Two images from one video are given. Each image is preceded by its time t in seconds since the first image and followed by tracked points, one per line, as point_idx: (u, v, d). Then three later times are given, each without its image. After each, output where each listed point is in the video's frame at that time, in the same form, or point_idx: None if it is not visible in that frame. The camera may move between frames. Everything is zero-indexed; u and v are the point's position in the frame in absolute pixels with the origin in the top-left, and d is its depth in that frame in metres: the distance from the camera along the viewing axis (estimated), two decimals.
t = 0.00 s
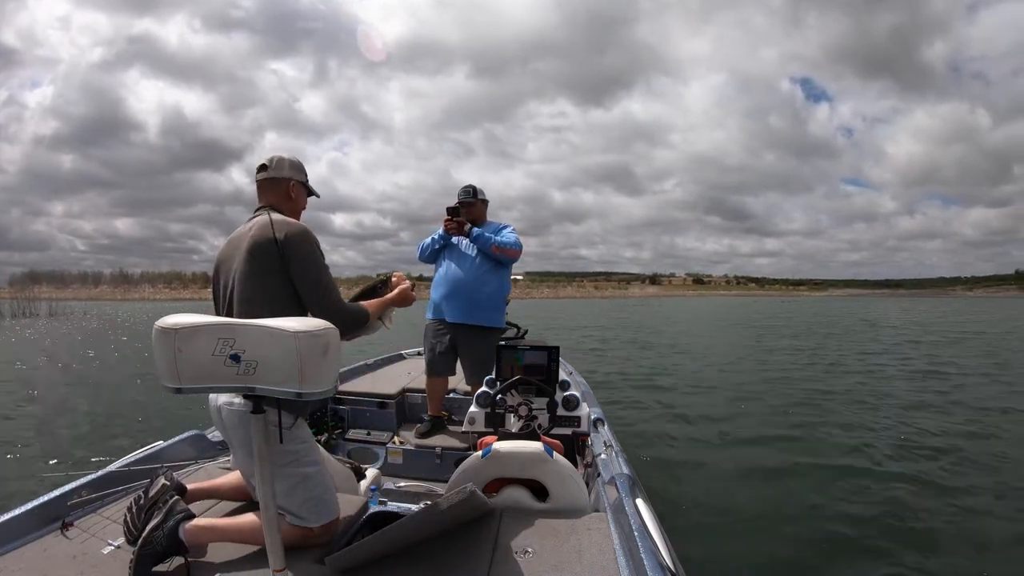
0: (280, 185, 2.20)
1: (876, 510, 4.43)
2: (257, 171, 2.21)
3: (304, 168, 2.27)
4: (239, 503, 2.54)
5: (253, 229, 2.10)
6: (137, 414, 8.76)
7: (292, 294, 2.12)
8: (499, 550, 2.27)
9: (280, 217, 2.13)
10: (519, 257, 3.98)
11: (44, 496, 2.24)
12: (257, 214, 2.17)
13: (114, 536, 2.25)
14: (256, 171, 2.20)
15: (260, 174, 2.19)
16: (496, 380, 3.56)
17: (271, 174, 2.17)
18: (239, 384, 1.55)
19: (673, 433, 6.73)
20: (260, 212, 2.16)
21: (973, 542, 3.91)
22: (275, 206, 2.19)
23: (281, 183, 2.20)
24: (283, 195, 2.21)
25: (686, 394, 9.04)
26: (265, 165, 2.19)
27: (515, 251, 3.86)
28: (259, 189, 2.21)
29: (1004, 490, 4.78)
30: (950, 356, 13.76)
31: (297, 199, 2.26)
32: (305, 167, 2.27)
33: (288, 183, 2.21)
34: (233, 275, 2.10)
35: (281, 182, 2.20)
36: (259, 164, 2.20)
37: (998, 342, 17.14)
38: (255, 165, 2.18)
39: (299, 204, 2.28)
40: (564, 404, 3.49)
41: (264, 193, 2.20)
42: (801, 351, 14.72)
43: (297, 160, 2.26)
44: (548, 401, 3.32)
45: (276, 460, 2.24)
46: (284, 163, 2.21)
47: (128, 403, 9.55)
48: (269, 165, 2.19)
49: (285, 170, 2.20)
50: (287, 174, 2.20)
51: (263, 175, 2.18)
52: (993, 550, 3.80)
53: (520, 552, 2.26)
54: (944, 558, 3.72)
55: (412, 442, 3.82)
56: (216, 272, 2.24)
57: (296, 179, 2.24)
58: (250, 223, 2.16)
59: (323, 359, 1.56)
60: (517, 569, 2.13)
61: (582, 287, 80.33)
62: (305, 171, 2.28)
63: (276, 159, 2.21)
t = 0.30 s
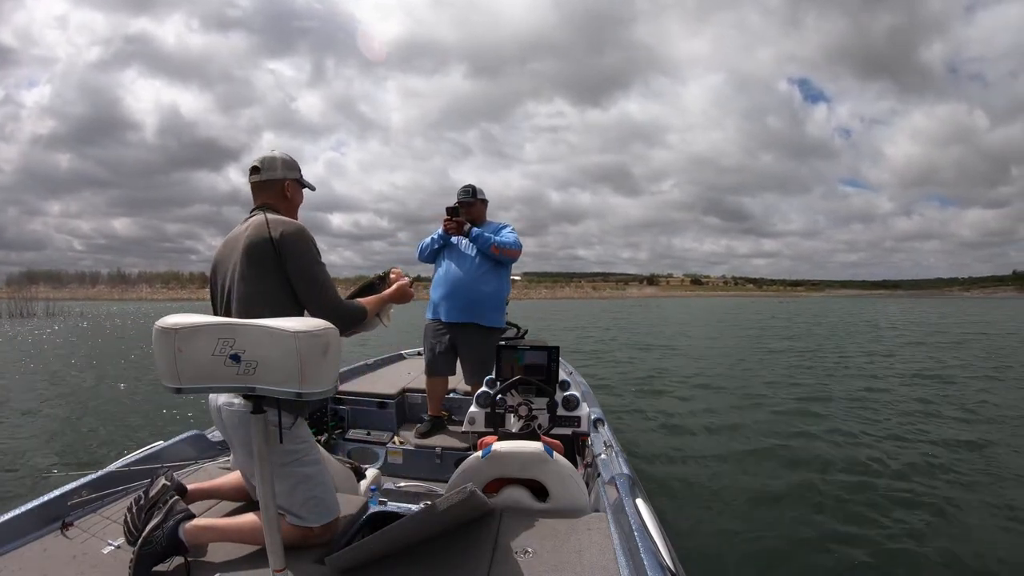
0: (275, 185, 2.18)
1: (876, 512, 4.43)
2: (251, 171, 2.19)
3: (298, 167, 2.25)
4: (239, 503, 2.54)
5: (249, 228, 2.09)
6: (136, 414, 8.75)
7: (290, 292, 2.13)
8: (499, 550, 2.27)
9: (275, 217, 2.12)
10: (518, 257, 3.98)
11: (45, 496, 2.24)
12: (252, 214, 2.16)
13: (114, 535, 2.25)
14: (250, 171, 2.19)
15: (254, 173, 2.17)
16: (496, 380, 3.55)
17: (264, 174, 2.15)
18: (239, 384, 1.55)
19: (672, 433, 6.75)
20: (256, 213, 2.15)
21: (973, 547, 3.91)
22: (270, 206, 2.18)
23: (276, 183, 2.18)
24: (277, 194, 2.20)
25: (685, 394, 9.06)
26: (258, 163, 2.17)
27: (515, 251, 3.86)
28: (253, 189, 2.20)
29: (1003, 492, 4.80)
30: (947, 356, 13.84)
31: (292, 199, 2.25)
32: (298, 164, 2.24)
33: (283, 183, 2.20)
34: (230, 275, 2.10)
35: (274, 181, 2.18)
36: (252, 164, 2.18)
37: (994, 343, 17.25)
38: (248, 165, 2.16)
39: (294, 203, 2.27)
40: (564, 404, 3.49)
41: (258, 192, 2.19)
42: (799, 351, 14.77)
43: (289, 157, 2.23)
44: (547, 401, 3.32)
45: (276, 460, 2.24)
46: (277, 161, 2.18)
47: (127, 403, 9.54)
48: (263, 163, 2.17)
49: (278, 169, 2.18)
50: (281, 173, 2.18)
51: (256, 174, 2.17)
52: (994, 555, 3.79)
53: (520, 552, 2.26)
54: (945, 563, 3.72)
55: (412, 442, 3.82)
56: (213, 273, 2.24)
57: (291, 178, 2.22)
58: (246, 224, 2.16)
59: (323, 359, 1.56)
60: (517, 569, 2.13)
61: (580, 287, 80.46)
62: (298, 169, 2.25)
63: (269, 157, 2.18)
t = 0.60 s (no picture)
0: (272, 184, 2.17)
1: (876, 514, 4.43)
2: (247, 170, 2.18)
3: (295, 165, 2.24)
4: (239, 503, 2.53)
5: (246, 228, 2.09)
6: (135, 414, 8.73)
7: (289, 289, 2.13)
8: (499, 550, 2.27)
9: (272, 216, 2.12)
10: (518, 256, 3.98)
11: (44, 496, 2.23)
12: (249, 214, 2.16)
13: (114, 536, 2.24)
14: (246, 171, 2.18)
15: (250, 173, 2.16)
16: (496, 380, 3.56)
17: (260, 173, 2.14)
18: (239, 384, 1.54)
19: (672, 434, 6.74)
20: (252, 212, 2.15)
21: (974, 548, 3.91)
22: (266, 206, 2.18)
23: (273, 182, 2.17)
24: (274, 193, 2.19)
25: (685, 394, 9.09)
26: (254, 163, 2.16)
27: (515, 251, 3.86)
28: (249, 189, 2.19)
29: (1002, 493, 4.80)
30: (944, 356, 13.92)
31: (289, 198, 2.25)
32: (294, 163, 2.22)
33: (279, 182, 2.19)
34: (228, 276, 2.10)
35: (271, 181, 2.17)
36: (248, 164, 2.17)
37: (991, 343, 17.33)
38: (244, 164, 2.15)
39: (291, 202, 2.26)
40: (564, 404, 3.49)
41: (255, 192, 2.18)
42: (797, 351, 14.82)
43: (285, 156, 2.21)
44: (547, 401, 3.32)
45: (276, 460, 2.23)
46: (273, 160, 2.17)
47: (126, 403, 9.52)
48: (258, 163, 2.15)
49: (274, 169, 2.16)
50: (277, 172, 2.17)
51: (253, 174, 2.16)
52: (994, 557, 3.79)
53: (520, 551, 2.26)
54: (948, 563, 3.71)
55: (412, 442, 3.82)
56: (210, 273, 2.24)
57: (288, 177, 2.21)
58: (242, 224, 2.15)
59: (323, 359, 1.56)
60: (517, 569, 2.13)
61: (578, 287, 80.43)
62: (294, 168, 2.23)
63: (265, 156, 2.16)
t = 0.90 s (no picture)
0: (266, 182, 2.17)
1: (877, 514, 4.42)
2: (241, 168, 2.17)
3: (289, 163, 2.22)
4: (239, 503, 2.53)
5: (240, 227, 2.08)
6: (135, 415, 8.72)
7: (290, 284, 2.14)
8: (499, 550, 2.27)
9: (267, 214, 2.11)
10: (518, 256, 3.99)
11: (45, 496, 2.23)
12: (243, 213, 2.15)
13: (114, 536, 2.24)
14: (240, 169, 2.17)
15: (244, 171, 2.15)
16: (496, 380, 3.56)
17: (254, 172, 2.13)
18: (239, 384, 1.54)
19: (672, 434, 6.74)
20: (247, 211, 2.14)
21: (975, 547, 3.90)
22: (261, 205, 2.17)
23: (267, 181, 2.17)
24: (269, 192, 2.19)
25: (685, 395, 9.10)
26: (248, 160, 2.15)
27: (514, 251, 3.86)
28: (244, 187, 2.19)
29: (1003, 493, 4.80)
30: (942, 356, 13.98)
31: (283, 196, 2.24)
32: (289, 160, 2.21)
33: (274, 181, 2.18)
34: (223, 275, 2.09)
35: (265, 179, 2.16)
36: (242, 161, 2.17)
37: (989, 343, 17.40)
38: (238, 162, 2.14)
39: (285, 200, 2.26)
40: (564, 404, 3.49)
41: (249, 191, 2.18)
42: (796, 352, 14.83)
43: (279, 153, 2.20)
44: (547, 401, 3.32)
45: (276, 460, 2.23)
46: (267, 157, 2.16)
47: (125, 404, 9.51)
48: (253, 160, 2.14)
49: (269, 166, 2.15)
50: (271, 170, 2.16)
51: (246, 172, 2.15)
52: (995, 556, 3.79)
53: (520, 552, 2.26)
54: (949, 563, 3.71)
55: (412, 442, 3.82)
56: (204, 273, 2.23)
57: (282, 175, 2.20)
58: (237, 223, 2.14)
59: (323, 359, 1.56)
60: (517, 569, 2.14)
61: (577, 287, 80.49)
62: (289, 165, 2.22)
63: (259, 154, 2.16)
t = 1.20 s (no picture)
0: (263, 181, 2.16)
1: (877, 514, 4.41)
2: (238, 167, 2.16)
3: (286, 161, 2.21)
4: (239, 503, 2.53)
5: (238, 227, 2.07)
6: (135, 414, 8.71)
7: (291, 281, 2.15)
8: (499, 550, 2.27)
9: (264, 213, 2.10)
10: (518, 256, 3.98)
11: (45, 496, 2.23)
12: (240, 213, 2.15)
13: (114, 535, 2.23)
14: (237, 168, 2.16)
15: (241, 170, 2.14)
16: (496, 380, 3.56)
17: (251, 171, 2.12)
18: (239, 384, 1.54)
19: (671, 433, 6.75)
20: (244, 211, 2.14)
21: (975, 549, 3.90)
22: (258, 204, 2.17)
23: (264, 180, 2.16)
24: (267, 191, 2.19)
25: (685, 395, 9.11)
26: (245, 159, 2.14)
27: (514, 251, 3.86)
28: (241, 187, 2.18)
29: (1001, 493, 4.82)
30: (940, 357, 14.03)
31: (280, 195, 2.24)
32: (286, 158, 2.20)
33: (271, 180, 2.18)
34: (221, 274, 2.08)
35: (262, 178, 2.15)
36: (239, 160, 2.16)
37: (987, 344, 17.45)
38: (235, 161, 2.13)
39: (282, 199, 2.25)
40: (564, 405, 3.48)
41: (247, 190, 2.17)
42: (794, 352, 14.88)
43: (276, 152, 2.19)
44: (547, 401, 3.32)
45: (276, 460, 2.23)
46: (264, 156, 2.15)
47: (124, 403, 9.49)
48: (250, 159, 2.14)
49: (266, 165, 2.14)
50: (268, 169, 2.15)
51: (244, 171, 2.14)
52: (994, 556, 3.77)
53: (520, 552, 2.26)
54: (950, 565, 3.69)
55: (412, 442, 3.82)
56: (202, 273, 2.22)
57: (279, 174, 2.19)
58: (234, 222, 2.14)
59: (323, 359, 1.55)
60: (517, 569, 2.14)
61: (575, 287, 80.54)
62: (286, 164, 2.21)
63: (257, 152, 2.15)
